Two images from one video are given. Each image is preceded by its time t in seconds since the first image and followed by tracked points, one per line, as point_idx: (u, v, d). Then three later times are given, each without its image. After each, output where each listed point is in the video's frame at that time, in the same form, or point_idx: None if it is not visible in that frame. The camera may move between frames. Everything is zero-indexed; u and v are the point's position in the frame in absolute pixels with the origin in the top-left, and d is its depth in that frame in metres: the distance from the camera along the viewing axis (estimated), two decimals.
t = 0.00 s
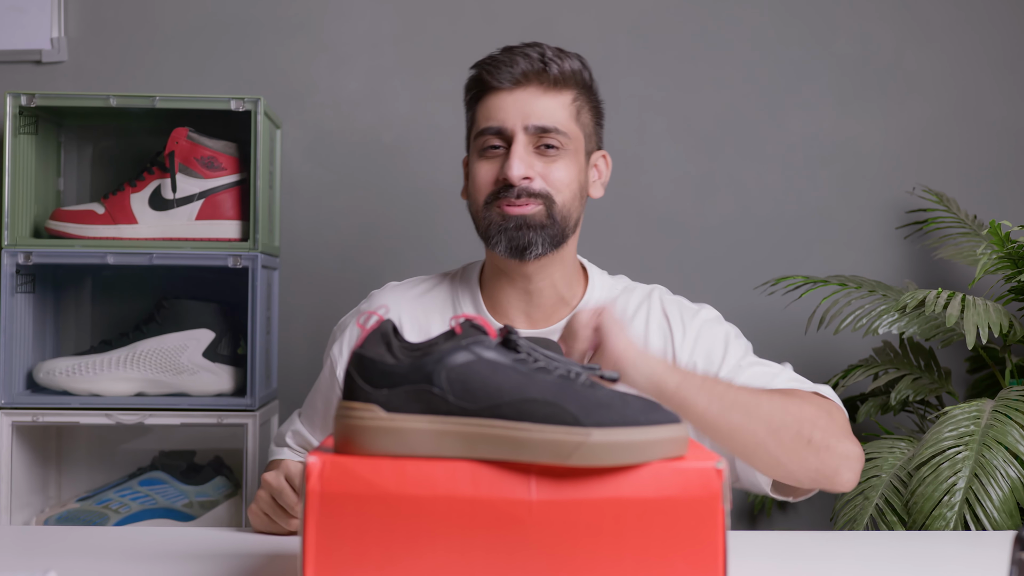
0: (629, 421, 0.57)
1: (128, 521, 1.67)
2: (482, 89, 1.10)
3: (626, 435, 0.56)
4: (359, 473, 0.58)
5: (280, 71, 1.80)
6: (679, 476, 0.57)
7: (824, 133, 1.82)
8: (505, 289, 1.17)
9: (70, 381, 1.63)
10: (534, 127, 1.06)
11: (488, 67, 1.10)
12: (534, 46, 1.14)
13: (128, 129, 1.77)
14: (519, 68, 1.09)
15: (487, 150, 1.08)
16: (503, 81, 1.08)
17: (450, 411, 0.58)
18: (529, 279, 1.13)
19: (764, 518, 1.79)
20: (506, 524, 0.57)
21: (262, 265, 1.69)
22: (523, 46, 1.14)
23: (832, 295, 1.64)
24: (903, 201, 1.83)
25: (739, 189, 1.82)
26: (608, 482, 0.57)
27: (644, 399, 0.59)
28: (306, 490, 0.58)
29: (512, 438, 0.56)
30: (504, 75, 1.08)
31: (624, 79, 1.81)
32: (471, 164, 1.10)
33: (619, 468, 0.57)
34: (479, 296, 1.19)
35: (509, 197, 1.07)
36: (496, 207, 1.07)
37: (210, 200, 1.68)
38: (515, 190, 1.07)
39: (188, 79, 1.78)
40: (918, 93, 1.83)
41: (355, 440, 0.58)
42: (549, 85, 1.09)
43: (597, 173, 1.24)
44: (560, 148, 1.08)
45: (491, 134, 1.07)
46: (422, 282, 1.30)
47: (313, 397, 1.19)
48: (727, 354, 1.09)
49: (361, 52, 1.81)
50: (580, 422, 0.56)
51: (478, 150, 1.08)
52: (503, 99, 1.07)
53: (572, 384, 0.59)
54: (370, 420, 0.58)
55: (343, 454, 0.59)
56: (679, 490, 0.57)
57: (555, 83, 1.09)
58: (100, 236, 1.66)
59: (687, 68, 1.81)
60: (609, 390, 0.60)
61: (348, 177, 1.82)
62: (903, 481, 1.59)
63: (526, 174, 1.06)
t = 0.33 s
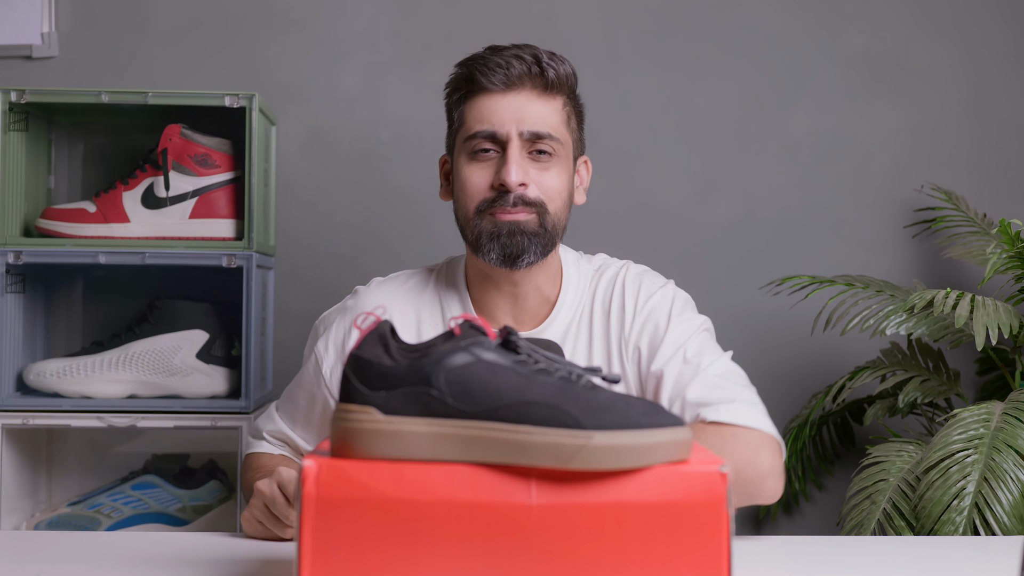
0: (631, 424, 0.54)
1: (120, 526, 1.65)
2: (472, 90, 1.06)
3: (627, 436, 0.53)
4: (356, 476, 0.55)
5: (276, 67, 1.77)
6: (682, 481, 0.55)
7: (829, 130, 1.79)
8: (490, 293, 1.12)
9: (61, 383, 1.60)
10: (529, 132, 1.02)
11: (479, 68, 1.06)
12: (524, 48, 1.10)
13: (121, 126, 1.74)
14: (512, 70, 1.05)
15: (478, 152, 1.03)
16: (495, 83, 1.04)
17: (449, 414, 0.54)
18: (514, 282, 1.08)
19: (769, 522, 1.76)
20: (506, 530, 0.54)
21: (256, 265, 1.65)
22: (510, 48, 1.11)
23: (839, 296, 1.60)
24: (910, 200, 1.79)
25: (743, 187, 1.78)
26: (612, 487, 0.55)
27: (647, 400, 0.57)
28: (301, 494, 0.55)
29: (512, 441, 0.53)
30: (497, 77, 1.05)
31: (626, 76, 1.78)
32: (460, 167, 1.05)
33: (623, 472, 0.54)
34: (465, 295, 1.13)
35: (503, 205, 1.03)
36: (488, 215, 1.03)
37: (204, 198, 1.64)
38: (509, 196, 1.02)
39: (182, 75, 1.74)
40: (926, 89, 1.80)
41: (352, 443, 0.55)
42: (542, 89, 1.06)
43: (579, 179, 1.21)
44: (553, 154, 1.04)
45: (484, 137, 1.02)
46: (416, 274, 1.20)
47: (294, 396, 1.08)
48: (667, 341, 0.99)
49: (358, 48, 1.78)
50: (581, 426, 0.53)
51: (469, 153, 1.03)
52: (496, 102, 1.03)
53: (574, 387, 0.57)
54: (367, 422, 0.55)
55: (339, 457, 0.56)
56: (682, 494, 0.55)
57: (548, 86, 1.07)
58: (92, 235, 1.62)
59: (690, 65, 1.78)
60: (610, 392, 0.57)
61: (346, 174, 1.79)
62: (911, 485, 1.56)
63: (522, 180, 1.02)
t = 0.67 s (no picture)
0: (633, 427, 0.51)
1: (112, 531, 1.64)
2: (484, 83, 1.03)
3: (626, 439, 0.50)
4: (354, 480, 0.51)
5: (271, 63, 1.73)
6: (685, 485, 0.52)
7: (835, 127, 1.76)
8: (497, 290, 1.09)
9: (52, 384, 1.57)
10: (535, 126, 1.00)
11: (492, 60, 1.04)
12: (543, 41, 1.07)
13: (113, 122, 1.70)
14: (525, 63, 1.02)
15: (484, 145, 1.01)
16: (506, 75, 1.02)
17: (448, 416, 0.51)
18: (520, 278, 1.06)
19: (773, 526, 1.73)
20: (506, 536, 0.51)
21: (251, 264, 1.62)
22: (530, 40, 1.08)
23: (845, 296, 1.57)
24: (917, 198, 1.76)
25: (748, 184, 1.75)
26: (615, 491, 0.51)
27: (650, 403, 0.54)
28: (296, 499, 0.52)
29: (513, 444, 0.50)
30: (508, 70, 1.02)
31: (628, 72, 1.75)
32: (466, 159, 1.03)
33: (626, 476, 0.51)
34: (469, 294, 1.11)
35: (504, 198, 1.00)
36: (489, 207, 1.01)
37: (198, 196, 1.61)
38: (511, 190, 1.00)
39: (175, 70, 1.71)
40: (934, 85, 1.77)
41: (348, 447, 0.52)
42: (554, 83, 1.03)
43: (596, 175, 1.17)
44: (559, 150, 1.01)
45: (490, 130, 1.00)
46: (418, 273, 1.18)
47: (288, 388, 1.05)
48: (674, 365, 0.97)
49: (355, 44, 1.75)
50: (583, 428, 0.50)
51: (475, 144, 1.02)
52: (504, 94, 1.00)
53: (574, 389, 0.53)
54: (364, 425, 0.51)
55: (336, 461, 0.52)
56: (685, 498, 0.52)
57: (561, 81, 1.03)
58: (84, 233, 1.59)
59: (693, 60, 1.75)
60: (611, 393, 0.54)
61: (343, 171, 1.76)
62: (919, 489, 1.53)
63: (523, 174, 0.99)
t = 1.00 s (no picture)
0: (637, 430, 0.48)
1: (105, 536, 1.59)
2: (484, 75, 0.98)
3: (627, 442, 0.47)
4: (350, 484, 0.49)
5: (267, 59, 1.70)
6: (688, 488, 0.49)
7: (840, 125, 1.72)
8: (493, 283, 1.05)
9: (43, 386, 1.54)
10: (532, 124, 0.93)
11: (493, 53, 0.98)
12: (547, 37, 1.02)
13: (105, 119, 1.67)
14: (526, 59, 0.96)
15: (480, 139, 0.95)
16: (506, 70, 0.95)
17: (447, 418, 0.48)
18: (515, 273, 1.02)
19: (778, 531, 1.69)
20: (505, 543, 0.48)
21: (246, 264, 1.59)
22: (533, 35, 1.02)
23: (852, 296, 1.54)
24: (924, 197, 1.73)
25: (753, 182, 1.72)
26: (617, 495, 0.48)
27: (652, 404, 0.50)
28: (291, 504, 0.49)
29: (512, 447, 0.47)
30: (509, 63, 0.96)
31: (629, 68, 1.71)
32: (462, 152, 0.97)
33: (629, 479, 0.48)
34: (472, 290, 1.08)
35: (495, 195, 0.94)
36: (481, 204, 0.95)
37: (191, 194, 1.57)
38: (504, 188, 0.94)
39: (169, 67, 1.68)
40: (943, 81, 1.74)
41: (345, 450, 0.49)
42: (556, 80, 0.96)
43: (600, 174, 1.11)
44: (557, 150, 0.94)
45: (486, 125, 0.94)
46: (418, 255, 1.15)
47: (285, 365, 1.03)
48: (671, 365, 0.92)
49: (352, 39, 1.71)
50: (585, 431, 0.47)
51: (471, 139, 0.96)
52: (503, 89, 0.95)
53: (577, 391, 0.50)
54: (361, 428, 0.49)
55: (333, 464, 0.50)
56: (688, 502, 0.49)
57: (563, 79, 0.97)
58: (75, 233, 1.56)
59: (697, 56, 1.72)
60: (615, 396, 0.51)
61: (340, 169, 1.72)
62: (927, 493, 1.49)
63: (517, 173, 0.93)
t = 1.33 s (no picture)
0: (639, 433, 0.45)
1: (97, 540, 1.56)
2: (508, 81, 0.89)
3: (630, 445, 0.44)
4: (346, 487, 0.45)
5: (262, 55, 1.67)
6: (692, 492, 0.46)
7: (846, 122, 1.70)
8: (516, 302, 0.97)
9: (34, 388, 1.51)
10: (575, 125, 0.85)
11: (519, 54, 0.90)
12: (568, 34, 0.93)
13: (96, 115, 1.64)
14: (558, 58, 0.88)
15: (517, 147, 0.86)
16: (536, 70, 0.87)
17: (445, 421, 0.45)
18: (542, 292, 0.94)
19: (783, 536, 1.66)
20: (504, 550, 0.45)
21: (241, 263, 1.56)
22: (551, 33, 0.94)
23: (859, 296, 1.51)
24: (931, 195, 1.71)
25: (757, 180, 1.69)
26: (620, 499, 0.45)
27: (656, 406, 0.47)
28: (287, 508, 0.46)
29: (512, 450, 0.44)
30: (539, 64, 0.88)
31: (630, 64, 1.68)
32: (496, 163, 0.88)
33: (630, 483, 0.45)
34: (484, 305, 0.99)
35: (547, 206, 0.86)
36: (530, 216, 0.86)
37: (185, 192, 1.54)
38: (555, 197, 0.86)
39: (163, 62, 1.65)
40: (952, 76, 1.71)
41: (341, 454, 0.46)
42: (590, 77, 0.89)
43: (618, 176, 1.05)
44: (600, 151, 0.86)
45: (522, 131, 0.85)
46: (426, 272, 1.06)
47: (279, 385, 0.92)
48: (681, 366, 0.90)
49: (349, 35, 1.69)
50: (586, 434, 0.44)
51: (506, 147, 0.87)
52: (538, 91, 0.87)
53: (577, 392, 0.47)
54: (357, 431, 0.45)
55: (330, 466, 0.46)
56: (691, 506, 0.46)
57: (597, 75, 0.89)
58: (67, 231, 1.53)
59: (700, 52, 1.69)
60: (616, 397, 0.48)
61: (338, 166, 1.69)
62: (936, 497, 1.46)
63: (569, 180, 0.84)
